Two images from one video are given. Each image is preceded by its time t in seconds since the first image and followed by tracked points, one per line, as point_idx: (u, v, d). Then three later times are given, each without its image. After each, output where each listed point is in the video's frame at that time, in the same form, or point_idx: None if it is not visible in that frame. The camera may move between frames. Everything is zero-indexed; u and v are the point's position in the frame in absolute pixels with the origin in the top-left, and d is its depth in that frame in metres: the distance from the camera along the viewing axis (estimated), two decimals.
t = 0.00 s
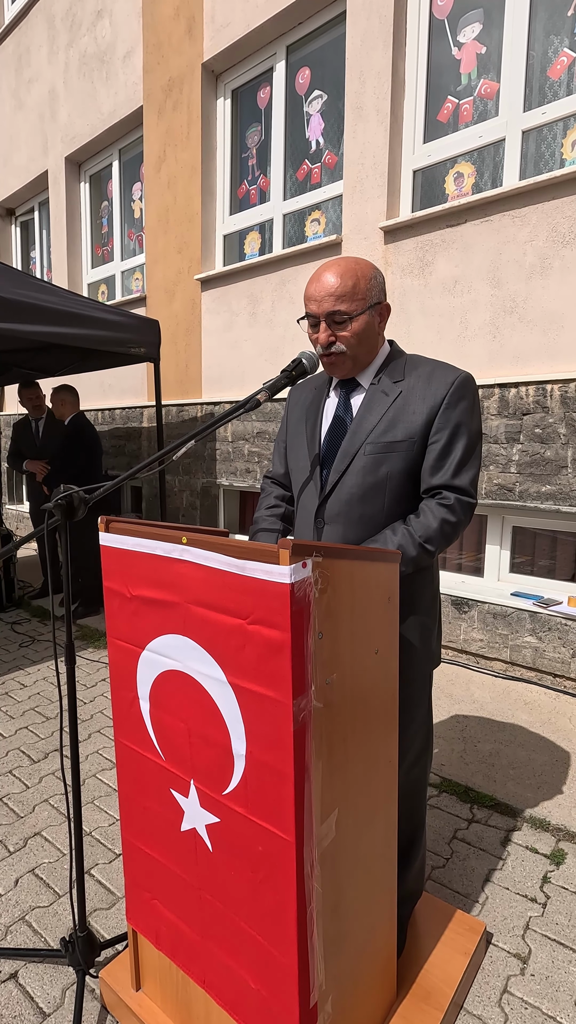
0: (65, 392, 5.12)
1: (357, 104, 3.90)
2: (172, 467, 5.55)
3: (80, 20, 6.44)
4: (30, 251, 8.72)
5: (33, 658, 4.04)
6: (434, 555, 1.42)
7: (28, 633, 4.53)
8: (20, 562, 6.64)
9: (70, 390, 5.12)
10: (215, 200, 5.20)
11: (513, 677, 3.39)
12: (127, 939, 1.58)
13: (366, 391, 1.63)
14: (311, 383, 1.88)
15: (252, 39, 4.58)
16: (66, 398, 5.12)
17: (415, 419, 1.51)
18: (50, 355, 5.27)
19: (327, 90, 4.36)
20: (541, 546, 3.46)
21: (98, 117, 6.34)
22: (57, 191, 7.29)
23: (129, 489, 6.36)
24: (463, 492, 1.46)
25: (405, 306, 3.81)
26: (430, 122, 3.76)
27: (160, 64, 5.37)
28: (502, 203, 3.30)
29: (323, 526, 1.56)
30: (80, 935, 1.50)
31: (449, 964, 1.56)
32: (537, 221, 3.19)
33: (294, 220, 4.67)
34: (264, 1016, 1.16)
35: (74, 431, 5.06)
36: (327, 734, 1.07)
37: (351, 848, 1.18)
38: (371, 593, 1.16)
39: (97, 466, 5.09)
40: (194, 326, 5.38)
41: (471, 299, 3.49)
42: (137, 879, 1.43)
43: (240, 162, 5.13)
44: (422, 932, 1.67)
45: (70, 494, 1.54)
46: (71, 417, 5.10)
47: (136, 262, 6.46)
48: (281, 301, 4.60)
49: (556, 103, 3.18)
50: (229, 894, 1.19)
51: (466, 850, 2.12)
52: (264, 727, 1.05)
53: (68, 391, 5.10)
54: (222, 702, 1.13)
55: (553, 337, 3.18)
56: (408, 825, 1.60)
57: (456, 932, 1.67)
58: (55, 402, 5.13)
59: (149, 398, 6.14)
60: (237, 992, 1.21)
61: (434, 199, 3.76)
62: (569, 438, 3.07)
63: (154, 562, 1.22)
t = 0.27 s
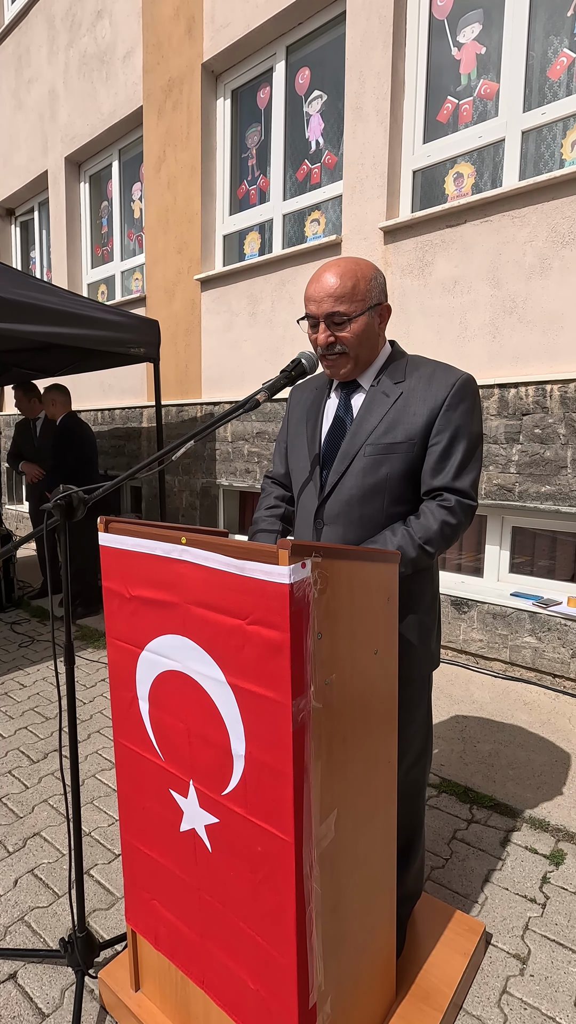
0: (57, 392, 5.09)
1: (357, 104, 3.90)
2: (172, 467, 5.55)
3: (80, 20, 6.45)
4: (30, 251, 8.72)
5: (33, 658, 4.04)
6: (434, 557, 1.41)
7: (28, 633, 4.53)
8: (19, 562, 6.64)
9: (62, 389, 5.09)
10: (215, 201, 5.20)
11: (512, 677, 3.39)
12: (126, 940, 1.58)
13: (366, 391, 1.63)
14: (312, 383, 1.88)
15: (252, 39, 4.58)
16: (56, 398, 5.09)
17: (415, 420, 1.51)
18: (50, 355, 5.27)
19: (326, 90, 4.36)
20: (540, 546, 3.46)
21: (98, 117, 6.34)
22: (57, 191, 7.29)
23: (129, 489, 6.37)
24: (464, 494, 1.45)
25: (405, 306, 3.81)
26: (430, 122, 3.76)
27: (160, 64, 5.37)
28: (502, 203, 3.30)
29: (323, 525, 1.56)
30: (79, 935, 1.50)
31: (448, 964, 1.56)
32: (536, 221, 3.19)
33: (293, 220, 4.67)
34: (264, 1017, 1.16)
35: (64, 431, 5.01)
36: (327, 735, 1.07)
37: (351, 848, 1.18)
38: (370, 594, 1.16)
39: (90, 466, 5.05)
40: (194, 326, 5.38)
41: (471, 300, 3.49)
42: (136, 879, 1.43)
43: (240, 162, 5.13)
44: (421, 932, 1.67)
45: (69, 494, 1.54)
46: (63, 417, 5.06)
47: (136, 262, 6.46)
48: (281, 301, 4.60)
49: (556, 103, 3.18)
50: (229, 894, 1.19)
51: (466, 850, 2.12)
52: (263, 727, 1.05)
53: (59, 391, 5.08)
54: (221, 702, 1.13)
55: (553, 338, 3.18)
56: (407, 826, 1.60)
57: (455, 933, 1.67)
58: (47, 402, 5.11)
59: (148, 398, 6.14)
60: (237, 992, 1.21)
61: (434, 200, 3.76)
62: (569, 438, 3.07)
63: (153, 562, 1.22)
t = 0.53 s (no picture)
0: (53, 392, 5.09)
1: (357, 104, 3.90)
2: (172, 467, 5.55)
3: (80, 20, 6.45)
4: (30, 251, 8.72)
5: (32, 658, 4.04)
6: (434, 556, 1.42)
7: (27, 633, 4.53)
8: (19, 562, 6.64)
9: (58, 390, 5.08)
10: (215, 201, 5.20)
11: (512, 677, 3.39)
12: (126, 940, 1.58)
13: (368, 391, 1.63)
14: (314, 383, 1.88)
15: (252, 39, 4.58)
16: (53, 398, 5.09)
17: (416, 421, 1.51)
18: (50, 355, 5.27)
19: (326, 90, 4.36)
20: (540, 547, 3.46)
21: (98, 117, 6.34)
22: (57, 191, 7.29)
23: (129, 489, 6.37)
24: (466, 495, 1.46)
25: (405, 306, 3.81)
26: (430, 122, 3.76)
27: (160, 64, 5.37)
28: (502, 203, 3.30)
29: (323, 525, 1.56)
30: (79, 935, 1.50)
31: (448, 964, 1.57)
32: (536, 221, 3.19)
33: (294, 220, 4.67)
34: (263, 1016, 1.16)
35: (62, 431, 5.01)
36: (327, 735, 1.07)
37: (351, 848, 1.18)
38: (371, 594, 1.16)
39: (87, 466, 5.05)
40: (194, 326, 5.38)
41: (471, 300, 3.49)
42: (136, 879, 1.43)
43: (240, 162, 5.13)
44: (421, 933, 1.67)
45: (69, 495, 1.54)
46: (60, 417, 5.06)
47: (136, 262, 6.46)
48: (281, 301, 4.60)
49: (556, 103, 3.18)
50: (229, 894, 1.19)
51: (466, 850, 2.12)
52: (263, 728, 1.05)
53: (56, 391, 5.08)
54: (221, 702, 1.13)
55: (553, 338, 3.18)
56: (407, 826, 1.60)
57: (455, 933, 1.67)
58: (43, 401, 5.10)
59: (148, 398, 6.14)
60: (237, 992, 1.21)
61: (434, 200, 3.76)
62: (569, 438, 3.07)
63: (154, 562, 1.22)
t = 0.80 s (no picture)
0: (54, 392, 5.07)
1: (357, 105, 3.90)
2: (172, 467, 5.55)
3: (81, 20, 6.44)
4: (30, 251, 8.72)
5: (33, 658, 4.03)
6: (430, 557, 1.41)
7: (27, 633, 4.52)
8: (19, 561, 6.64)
9: (59, 390, 5.07)
10: (215, 201, 5.20)
11: (512, 677, 3.39)
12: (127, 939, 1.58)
13: (369, 391, 1.63)
14: (315, 383, 1.88)
15: (253, 39, 4.58)
16: (55, 398, 5.07)
17: (416, 421, 1.51)
18: (50, 355, 5.27)
19: (327, 90, 4.36)
20: (540, 547, 3.46)
21: (98, 117, 6.33)
22: (57, 191, 7.29)
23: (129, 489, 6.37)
24: (463, 496, 1.45)
25: (405, 306, 3.81)
26: (431, 122, 3.76)
27: (161, 63, 5.37)
28: (503, 203, 3.30)
29: (323, 525, 1.56)
30: (79, 935, 1.50)
31: (448, 964, 1.57)
32: (537, 221, 3.19)
33: (294, 220, 4.67)
34: (263, 1016, 1.16)
35: (64, 431, 4.98)
36: (327, 735, 1.07)
37: (351, 847, 1.18)
38: (371, 594, 1.16)
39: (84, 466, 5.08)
40: (194, 325, 5.38)
41: (471, 300, 3.49)
42: (137, 879, 1.43)
43: (240, 161, 5.13)
44: (421, 933, 1.67)
45: (70, 494, 1.54)
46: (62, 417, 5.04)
47: (136, 262, 6.46)
48: (281, 301, 4.60)
49: (557, 103, 3.18)
50: (229, 894, 1.19)
51: (466, 850, 2.12)
52: (264, 728, 1.05)
53: (58, 391, 5.06)
54: (222, 702, 1.13)
55: (553, 338, 3.18)
56: (408, 826, 1.60)
57: (455, 933, 1.67)
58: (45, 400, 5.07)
59: (149, 398, 6.14)
60: (237, 992, 1.21)
61: (434, 200, 3.76)
62: (569, 438, 3.07)
63: (155, 562, 1.22)
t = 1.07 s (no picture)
0: (56, 392, 5.06)
1: (358, 104, 3.90)
2: (172, 466, 5.55)
3: (81, 19, 6.44)
4: (30, 250, 8.71)
5: (33, 657, 4.03)
6: (430, 558, 1.41)
7: (27, 633, 4.51)
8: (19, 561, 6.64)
9: (62, 390, 5.07)
10: (215, 200, 5.20)
11: (512, 677, 3.39)
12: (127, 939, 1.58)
13: (369, 391, 1.63)
14: (316, 383, 1.88)
15: (253, 39, 4.58)
16: (57, 398, 5.07)
17: (417, 421, 1.51)
18: (51, 354, 5.26)
19: (327, 89, 4.36)
20: (541, 547, 3.45)
21: (98, 116, 6.33)
22: (58, 190, 7.28)
23: (129, 488, 6.37)
24: (464, 496, 1.45)
25: (406, 306, 3.81)
26: (431, 121, 3.76)
27: (161, 63, 5.37)
28: (503, 203, 3.30)
29: (323, 524, 1.56)
30: (79, 934, 1.50)
31: (449, 964, 1.57)
32: (538, 221, 3.19)
33: (294, 219, 4.67)
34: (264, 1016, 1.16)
35: (65, 432, 4.98)
36: (328, 734, 1.06)
37: (351, 847, 1.18)
38: (372, 593, 1.15)
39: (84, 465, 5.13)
40: (194, 325, 5.38)
41: (472, 299, 3.49)
42: (136, 879, 1.43)
43: (241, 161, 5.13)
44: (421, 932, 1.67)
45: (71, 494, 1.54)
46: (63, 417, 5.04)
47: (136, 261, 6.45)
48: (282, 300, 4.60)
49: (558, 103, 3.18)
50: (230, 894, 1.19)
51: (466, 850, 2.12)
52: (264, 727, 1.05)
53: (60, 391, 5.06)
54: (222, 701, 1.13)
55: (553, 338, 3.18)
56: (407, 826, 1.60)
57: (456, 933, 1.67)
58: (47, 400, 5.06)
59: (149, 397, 6.13)
60: (237, 992, 1.21)
61: (435, 200, 3.76)
62: (570, 438, 3.07)
63: (155, 562, 1.22)
